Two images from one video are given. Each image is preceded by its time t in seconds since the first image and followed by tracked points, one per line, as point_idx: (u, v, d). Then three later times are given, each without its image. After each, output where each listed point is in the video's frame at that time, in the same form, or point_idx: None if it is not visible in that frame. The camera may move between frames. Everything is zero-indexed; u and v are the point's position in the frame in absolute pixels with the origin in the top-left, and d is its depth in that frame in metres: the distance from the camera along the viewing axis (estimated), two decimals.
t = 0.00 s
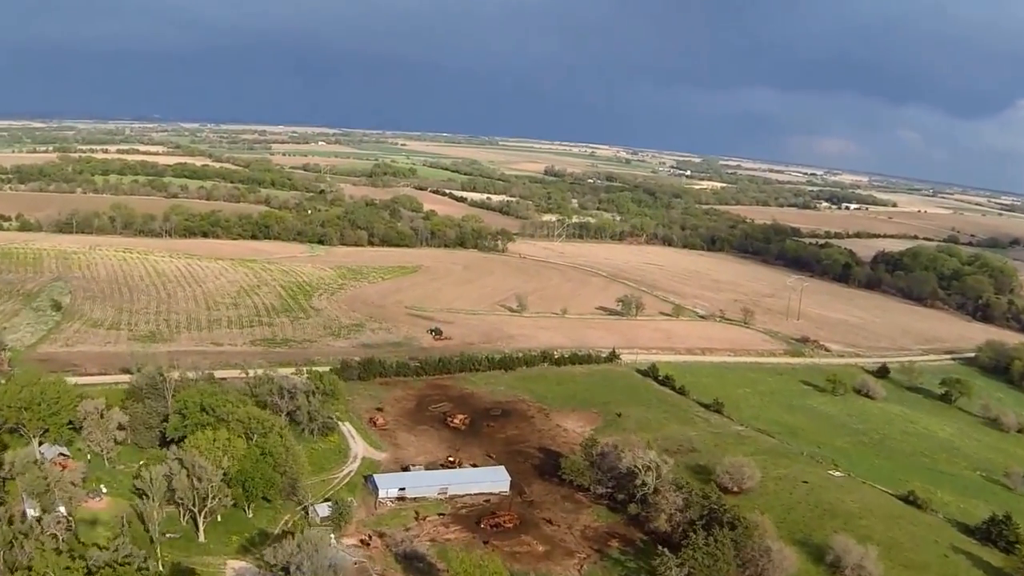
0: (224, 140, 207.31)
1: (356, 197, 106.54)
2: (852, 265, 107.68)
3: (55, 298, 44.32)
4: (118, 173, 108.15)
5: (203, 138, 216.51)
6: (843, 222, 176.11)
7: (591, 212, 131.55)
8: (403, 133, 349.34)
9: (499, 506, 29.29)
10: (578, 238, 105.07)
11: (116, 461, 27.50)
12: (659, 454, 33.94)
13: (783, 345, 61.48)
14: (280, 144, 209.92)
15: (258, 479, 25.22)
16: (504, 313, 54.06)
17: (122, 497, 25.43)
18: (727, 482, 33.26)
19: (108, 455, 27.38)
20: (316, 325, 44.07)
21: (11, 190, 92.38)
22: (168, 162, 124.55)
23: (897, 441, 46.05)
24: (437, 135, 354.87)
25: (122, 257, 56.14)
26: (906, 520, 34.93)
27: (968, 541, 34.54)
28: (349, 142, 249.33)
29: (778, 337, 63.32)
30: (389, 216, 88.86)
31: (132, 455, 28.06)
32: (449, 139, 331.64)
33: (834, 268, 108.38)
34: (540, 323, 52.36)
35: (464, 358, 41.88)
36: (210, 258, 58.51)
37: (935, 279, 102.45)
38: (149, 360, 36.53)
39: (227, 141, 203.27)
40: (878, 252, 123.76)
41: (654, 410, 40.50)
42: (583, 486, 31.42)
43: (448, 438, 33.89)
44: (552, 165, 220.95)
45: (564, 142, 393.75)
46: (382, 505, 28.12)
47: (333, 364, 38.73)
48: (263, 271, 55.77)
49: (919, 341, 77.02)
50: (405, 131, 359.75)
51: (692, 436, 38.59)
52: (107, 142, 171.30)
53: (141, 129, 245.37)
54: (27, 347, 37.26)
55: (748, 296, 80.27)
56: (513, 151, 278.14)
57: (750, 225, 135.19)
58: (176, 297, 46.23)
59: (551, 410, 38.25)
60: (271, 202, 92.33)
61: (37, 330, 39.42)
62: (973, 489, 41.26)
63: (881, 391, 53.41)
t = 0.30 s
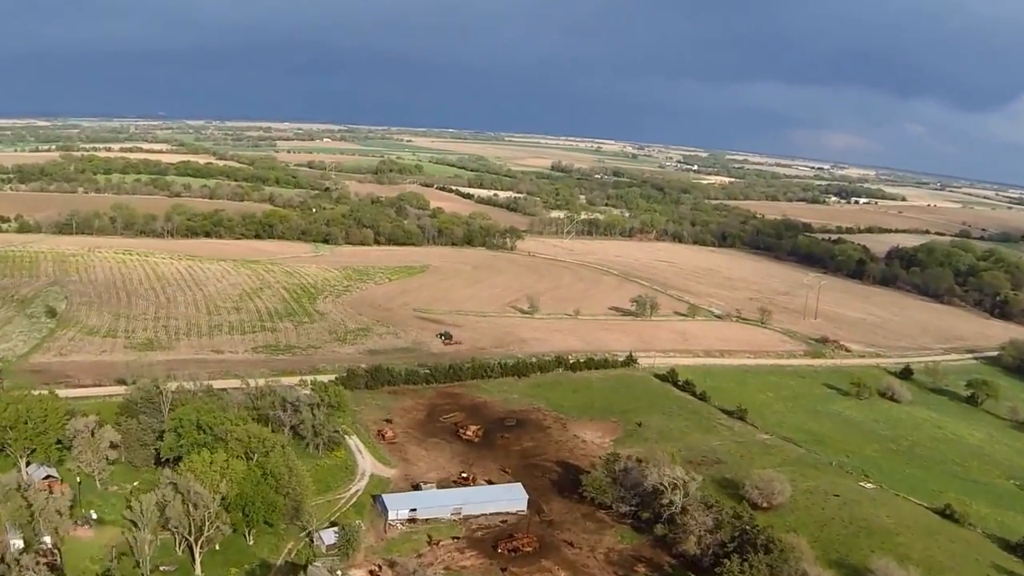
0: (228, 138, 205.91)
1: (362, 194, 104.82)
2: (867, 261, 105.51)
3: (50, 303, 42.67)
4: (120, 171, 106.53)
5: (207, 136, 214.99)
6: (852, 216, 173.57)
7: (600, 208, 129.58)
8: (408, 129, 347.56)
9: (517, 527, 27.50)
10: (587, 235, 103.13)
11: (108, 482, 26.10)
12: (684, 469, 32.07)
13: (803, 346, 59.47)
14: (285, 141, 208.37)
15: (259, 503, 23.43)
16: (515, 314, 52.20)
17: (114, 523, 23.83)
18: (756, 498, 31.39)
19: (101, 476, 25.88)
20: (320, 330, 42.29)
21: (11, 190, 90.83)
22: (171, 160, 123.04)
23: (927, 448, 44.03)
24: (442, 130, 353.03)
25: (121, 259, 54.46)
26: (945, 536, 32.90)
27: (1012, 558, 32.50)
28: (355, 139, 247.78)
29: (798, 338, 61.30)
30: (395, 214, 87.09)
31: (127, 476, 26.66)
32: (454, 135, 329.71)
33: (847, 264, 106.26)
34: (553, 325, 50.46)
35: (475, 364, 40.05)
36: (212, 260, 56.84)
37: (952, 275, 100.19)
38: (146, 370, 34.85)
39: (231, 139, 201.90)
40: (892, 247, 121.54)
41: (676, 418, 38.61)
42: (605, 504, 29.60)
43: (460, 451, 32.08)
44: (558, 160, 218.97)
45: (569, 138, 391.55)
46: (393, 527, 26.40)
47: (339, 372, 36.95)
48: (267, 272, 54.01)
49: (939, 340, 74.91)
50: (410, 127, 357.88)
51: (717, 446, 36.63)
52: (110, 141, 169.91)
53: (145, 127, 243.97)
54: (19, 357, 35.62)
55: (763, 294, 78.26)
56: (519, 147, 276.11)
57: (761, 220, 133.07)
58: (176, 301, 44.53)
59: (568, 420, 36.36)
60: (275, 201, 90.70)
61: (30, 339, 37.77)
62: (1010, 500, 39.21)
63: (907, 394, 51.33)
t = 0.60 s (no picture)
0: (232, 136, 204.30)
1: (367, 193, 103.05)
2: (880, 259, 103.36)
3: (43, 310, 40.93)
4: (121, 170, 104.87)
5: (211, 134, 213.37)
6: (862, 213, 171.24)
7: (608, 206, 127.64)
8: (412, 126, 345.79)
9: (534, 553, 25.63)
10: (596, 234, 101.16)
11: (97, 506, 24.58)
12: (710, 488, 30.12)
13: (823, 349, 57.49)
14: (289, 139, 206.64)
15: (258, 534, 21.54)
16: (526, 318, 50.31)
17: (100, 553, 22.27)
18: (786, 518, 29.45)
19: (89, 501, 24.26)
20: (324, 337, 40.48)
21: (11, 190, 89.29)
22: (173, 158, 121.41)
23: (959, 458, 41.99)
24: (446, 127, 351.17)
25: (118, 261, 52.75)
26: (988, 556, 30.84)
27: None
28: (358, 136, 246.01)
29: (817, 340, 59.33)
30: (400, 213, 85.26)
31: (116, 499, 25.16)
32: (458, 131, 327.78)
33: (861, 263, 104.12)
34: (565, 329, 48.58)
35: (487, 372, 38.18)
36: (213, 262, 55.08)
37: (969, 273, 97.91)
38: (142, 383, 33.13)
39: (235, 137, 200.37)
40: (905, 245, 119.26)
41: (698, 429, 36.75)
42: (627, 527, 27.69)
43: (472, 468, 30.21)
44: (564, 157, 216.99)
45: (574, 134, 389.33)
46: (402, 555, 24.60)
47: (344, 383, 35.14)
48: (269, 274, 52.25)
49: (959, 341, 72.76)
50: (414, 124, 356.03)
51: (742, 460, 34.77)
52: (113, 140, 168.48)
53: (148, 125, 242.37)
54: (7, 369, 33.84)
55: (778, 294, 76.24)
56: (524, 144, 274.02)
57: (771, 217, 130.94)
58: (174, 307, 42.77)
59: (585, 433, 34.51)
60: (278, 200, 88.98)
61: (21, 348, 36.03)
62: None
63: (933, 400, 49.34)
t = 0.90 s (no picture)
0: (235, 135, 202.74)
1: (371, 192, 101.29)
2: (894, 259, 101.13)
3: (34, 317, 39.18)
4: (122, 170, 103.19)
5: (213, 133, 211.83)
6: (870, 211, 169.04)
7: (615, 205, 125.76)
8: (415, 125, 344.08)
9: None
10: (604, 234, 99.29)
11: (85, 534, 22.91)
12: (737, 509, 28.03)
13: (843, 355, 55.51)
14: (292, 138, 204.96)
15: (254, 571, 19.08)
16: (536, 323, 48.48)
17: None
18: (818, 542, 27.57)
19: (74, 529, 22.40)
20: (327, 346, 38.66)
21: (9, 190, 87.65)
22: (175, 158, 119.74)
23: (992, 471, 39.94)
24: (450, 126, 349.33)
25: (114, 265, 50.95)
26: None
27: None
28: (362, 135, 244.34)
29: (836, 345, 57.37)
30: (405, 214, 83.47)
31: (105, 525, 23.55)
32: (462, 130, 325.94)
33: (873, 263, 101.94)
34: (577, 335, 46.67)
35: (498, 384, 36.36)
36: (213, 266, 53.35)
37: (985, 274, 95.69)
38: (135, 396, 31.34)
39: (237, 136, 198.70)
40: (917, 244, 117.15)
41: (721, 443, 34.96)
42: (652, 554, 25.45)
43: (484, 488, 28.25)
44: (569, 155, 215.01)
45: (578, 132, 387.28)
46: None
47: (348, 396, 33.33)
48: (270, 279, 50.47)
49: (980, 344, 70.65)
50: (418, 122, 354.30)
51: (768, 477, 32.88)
52: (115, 139, 166.86)
53: (150, 124, 240.93)
54: None
55: (793, 296, 74.31)
56: (529, 142, 272.06)
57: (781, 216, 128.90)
58: (171, 314, 41.02)
59: (602, 448, 32.65)
60: (281, 200, 87.29)
61: (9, 359, 34.28)
62: None
63: (961, 409, 47.42)
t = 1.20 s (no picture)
0: (238, 134, 201.10)
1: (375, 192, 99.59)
2: (906, 259, 98.78)
3: (24, 325, 37.45)
4: (122, 170, 101.53)
5: (216, 132, 210.28)
6: (878, 210, 166.97)
7: (622, 204, 123.95)
8: (419, 123, 342.35)
9: None
10: (612, 234, 97.46)
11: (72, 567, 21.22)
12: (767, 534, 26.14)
13: (862, 361, 53.67)
14: (295, 137, 203.24)
15: None
16: (546, 330, 46.70)
17: None
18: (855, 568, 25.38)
19: (59, 562, 20.68)
20: (329, 356, 36.91)
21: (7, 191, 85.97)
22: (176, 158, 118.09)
23: None
24: (453, 125, 347.56)
25: (110, 269, 49.25)
26: None
27: None
28: (365, 133, 242.61)
29: (855, 351, 55.47)
30: (409, 214, 81.72)
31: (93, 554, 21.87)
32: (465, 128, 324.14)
33: (885, 263, 99.73)
34: (590, 343, 44.88)
35: (509, 397, 34.62)
36: (212, 269, 51.64)
37: (1001, 274, 93.46)
38: (127, 412, 29.60)
39: (239, 135, 197.08)
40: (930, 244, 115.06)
41: (746, 460, 33.24)
42: None
43: (497, 512, 26.38)
44: (574, 154, 213.22)
45: (582, 130, 385.25)
46: None
47: (352, 411, 31.62)
48: (271, 283, 48.74)
49: (1000, 347, 68.58)
50: (421, 121, 352.70)
51: (796, 496, 31.09)
52: (117, 138, 165.25)
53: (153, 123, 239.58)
54: None
55: (807, 299, 72.46)
56: (533, 141, 270.22)
57: (790, 216, 126.99)
58: (167, 321, 39.31)
59: (621, 466, 30.89)
60: (283, 201, 85.60)
61: None
62: None
63: (989, 419, 45.48)
